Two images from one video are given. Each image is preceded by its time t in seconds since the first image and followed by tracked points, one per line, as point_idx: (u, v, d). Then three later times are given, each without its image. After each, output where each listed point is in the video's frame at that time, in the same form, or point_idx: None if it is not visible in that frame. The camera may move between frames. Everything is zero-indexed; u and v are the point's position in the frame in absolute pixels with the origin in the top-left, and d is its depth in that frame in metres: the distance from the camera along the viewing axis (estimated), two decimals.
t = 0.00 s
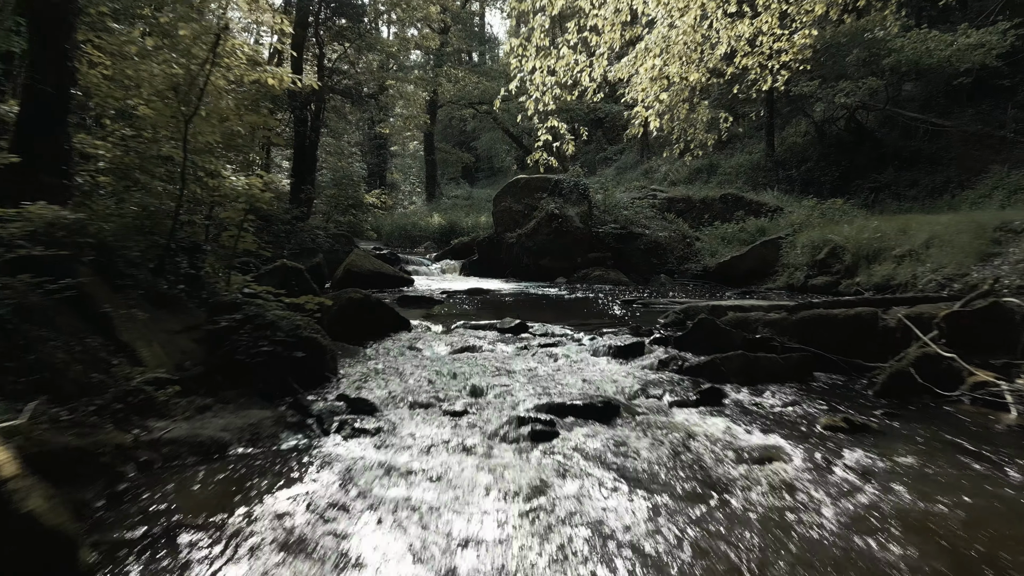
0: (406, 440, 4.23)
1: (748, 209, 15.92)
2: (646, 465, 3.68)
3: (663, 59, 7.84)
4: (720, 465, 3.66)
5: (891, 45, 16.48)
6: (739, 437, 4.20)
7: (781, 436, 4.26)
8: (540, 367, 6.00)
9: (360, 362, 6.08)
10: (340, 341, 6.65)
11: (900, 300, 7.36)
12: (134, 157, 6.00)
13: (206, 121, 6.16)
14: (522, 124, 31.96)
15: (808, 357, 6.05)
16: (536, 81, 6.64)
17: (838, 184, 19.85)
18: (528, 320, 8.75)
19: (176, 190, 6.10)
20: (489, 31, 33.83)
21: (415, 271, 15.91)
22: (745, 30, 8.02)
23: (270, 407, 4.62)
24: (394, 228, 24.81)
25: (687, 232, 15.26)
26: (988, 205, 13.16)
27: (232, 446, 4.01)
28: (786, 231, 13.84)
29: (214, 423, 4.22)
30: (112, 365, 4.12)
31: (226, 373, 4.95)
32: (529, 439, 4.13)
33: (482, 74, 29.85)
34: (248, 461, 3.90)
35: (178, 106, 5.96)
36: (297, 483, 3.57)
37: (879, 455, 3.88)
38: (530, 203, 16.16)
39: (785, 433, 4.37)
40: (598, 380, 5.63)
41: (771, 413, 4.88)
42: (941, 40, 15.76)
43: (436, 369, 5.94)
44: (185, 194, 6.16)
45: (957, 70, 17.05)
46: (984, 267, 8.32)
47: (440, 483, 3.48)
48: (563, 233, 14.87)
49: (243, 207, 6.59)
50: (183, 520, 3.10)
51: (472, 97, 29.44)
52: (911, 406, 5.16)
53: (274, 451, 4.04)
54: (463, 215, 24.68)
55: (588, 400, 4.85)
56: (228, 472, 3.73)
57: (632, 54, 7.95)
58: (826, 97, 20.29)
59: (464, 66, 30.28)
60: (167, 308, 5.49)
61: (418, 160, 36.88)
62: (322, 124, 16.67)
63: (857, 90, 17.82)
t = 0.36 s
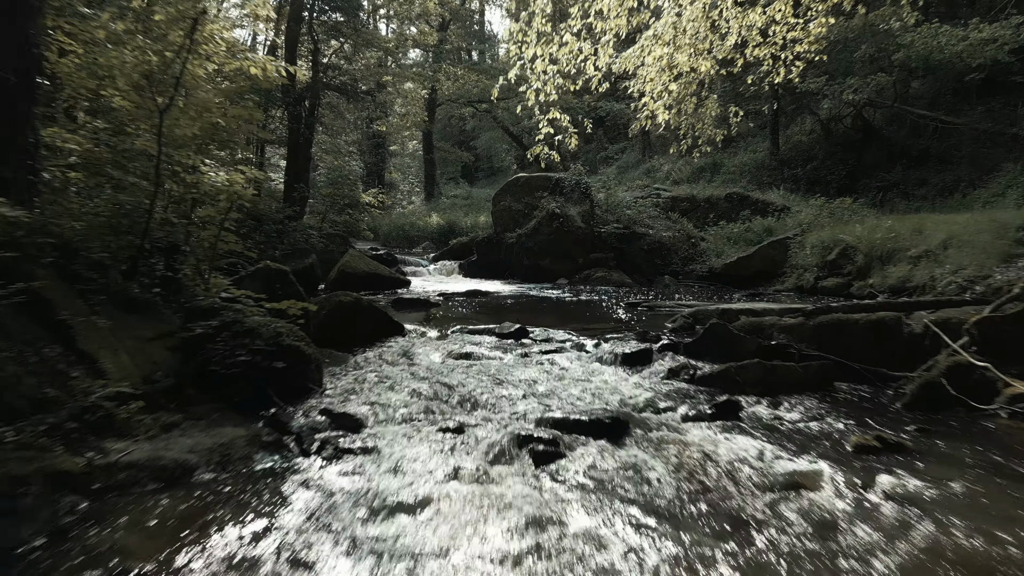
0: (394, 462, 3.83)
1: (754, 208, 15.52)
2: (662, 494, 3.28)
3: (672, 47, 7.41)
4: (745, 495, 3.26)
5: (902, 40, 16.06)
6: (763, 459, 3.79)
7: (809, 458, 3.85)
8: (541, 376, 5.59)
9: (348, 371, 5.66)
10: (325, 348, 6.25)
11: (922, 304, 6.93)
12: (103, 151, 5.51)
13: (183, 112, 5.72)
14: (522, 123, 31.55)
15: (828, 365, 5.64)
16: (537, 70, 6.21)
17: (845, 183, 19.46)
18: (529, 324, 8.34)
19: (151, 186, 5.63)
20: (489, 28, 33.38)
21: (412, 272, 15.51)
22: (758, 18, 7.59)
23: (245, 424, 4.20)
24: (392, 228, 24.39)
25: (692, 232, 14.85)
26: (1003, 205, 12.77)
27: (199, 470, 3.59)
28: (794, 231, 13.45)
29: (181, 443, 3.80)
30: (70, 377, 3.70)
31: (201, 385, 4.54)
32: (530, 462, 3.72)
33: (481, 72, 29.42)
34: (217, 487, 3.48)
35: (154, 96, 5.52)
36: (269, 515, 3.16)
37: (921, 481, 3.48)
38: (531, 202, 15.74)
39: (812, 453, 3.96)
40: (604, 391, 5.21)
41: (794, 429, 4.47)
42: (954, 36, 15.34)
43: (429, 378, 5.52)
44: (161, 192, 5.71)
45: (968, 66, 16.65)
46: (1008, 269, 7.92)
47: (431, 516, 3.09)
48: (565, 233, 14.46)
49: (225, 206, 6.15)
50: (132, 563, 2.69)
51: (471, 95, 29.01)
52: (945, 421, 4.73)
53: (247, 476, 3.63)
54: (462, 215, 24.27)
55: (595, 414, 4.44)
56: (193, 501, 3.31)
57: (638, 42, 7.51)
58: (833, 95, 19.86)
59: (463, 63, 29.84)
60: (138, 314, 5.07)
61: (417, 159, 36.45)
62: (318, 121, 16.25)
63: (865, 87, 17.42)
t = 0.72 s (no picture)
0: (380, 490, 3.41)
1: (761, 208, 15.10)
2: (684, 535, 2.86)
3: (682, 34, 6.98)
4: (779, 534, 2.84)
5: (914, 34, 15.64)
6: (794, 487, 3.37)
7: (845, 486, 3.44)
8: (543, 388, 5.16)
9: (334, 383, 5.24)
10: (307, 355, 5.87)
11: (947, 309, 6.51)
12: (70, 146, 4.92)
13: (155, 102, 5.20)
14: (522, 122, 31.12)
15: (852, 374, 5.22)
16: (538, 56, 5.78)
17: (852, 182, 19.05)
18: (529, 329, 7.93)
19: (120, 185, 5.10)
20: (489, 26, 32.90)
21: (409, 273, 15.08)
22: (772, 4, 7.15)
23: (215, 445, 3.78)
24: (390, 228, 24.00)
25: (696, 232, 14.44)
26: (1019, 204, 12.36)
27: (158, 500, 3.18)
28: (803, 231, 13.03)
29: (140, 468, 3.37)
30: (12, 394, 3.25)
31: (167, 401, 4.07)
32: (532, 491, 3.32)
33: (481, 70, 28.96)
34: (177, 520, 3.07)
35: (123, 85, 5.05)
36: (235, 558, 2.75)
37: (975, 514, 3.07)
38: (531, 201, 15.33)
39: (846, 479, 3.55)
40: (612, 405, 4.79)
41: (823, 449, 4.05)
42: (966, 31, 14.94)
43: (420, 390, 5.10)
44: (130, 188, 5.24)
45: (981, 62, 16.23)
46: None
47: (420, 560, 2.68)
48: (566, 233, 14.04)
49: (201, 204, 5.68)
50: None
51: (471, 94, 28.60)
52: (985, 439, 4.31)
53: (213, 506, 3.22)
54: (461, 214, 23.83)
55: (603, 433, 4.02)
56: (149, 537, 2.90)
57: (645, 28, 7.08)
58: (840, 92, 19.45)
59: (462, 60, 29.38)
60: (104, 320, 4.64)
61: (415, 158, 36.00)
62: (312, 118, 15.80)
63: (874, 83, 17.00)
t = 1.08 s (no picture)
0: (360, 526, 2.97)
1: (767, 207, 14.68)
2: None
3: (693, 20, 6.58)
4: None
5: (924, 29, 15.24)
6: (835, 523, 2.94)
7: (891, 519, 3.01)
8: (546, 401, 4.73)
9: (318, 397, 4.81)
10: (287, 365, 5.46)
11: (977, 314, 6.08)
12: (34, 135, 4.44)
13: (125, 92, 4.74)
14: (523, 120, 30.70)
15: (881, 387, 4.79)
16: (539, 39, 5.39)
17: (859, 181, 18.64)
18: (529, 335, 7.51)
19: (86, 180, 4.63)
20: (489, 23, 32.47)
21: (405, 275, 14.66)
22: None
23: (178, 471, 3.35)
24: (388, 227, 23.59)
25: (702, 232, 14.02)
26: None
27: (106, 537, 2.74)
28: (812, 230, 12.62)
29: (88, 498, 2.94)
30: None
31: (129, 418, 3.61)
32: (535, 527, 2.90)
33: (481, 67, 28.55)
34: (124, 561, 2.63)
35: (89, 72, 4.58)
36: None
37: None
38: (531, 201, 14.91)
39: (893, 511, 3.12)
40: (621, 420, 4.36)
41: (859, 474, 3.62)
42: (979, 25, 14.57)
43: (411, 404, 4.68)
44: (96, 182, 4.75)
45: (992, 57, 15.82)
46: None
47: None
48: (567, 233, 13.62)
49: (177, 199, 5.19)
50: None
51: (470, 92, 28.18)
52: None
53: (169, 545, 2.78)
54: (460, 214, 23.40)
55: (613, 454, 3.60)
56: None
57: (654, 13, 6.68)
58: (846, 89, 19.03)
59: (462, 58, 28.96)
60: (64, 328, 4.19)
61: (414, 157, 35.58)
62: (306, 115, 15.38)
63: (883, 80, 16.60)
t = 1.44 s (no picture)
0: (333, 572, 2.56)
1: (774, 206, 14.27)
2: None
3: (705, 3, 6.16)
4: None
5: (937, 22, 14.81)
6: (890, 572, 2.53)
7: (952, 564, 2.60)
8: (548, 417, 4.33)
9: (299, 412, 4.41)
10: (267, 375, 5.09)
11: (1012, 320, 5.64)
12: None
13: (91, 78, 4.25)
14: (522, 119, 30.29)
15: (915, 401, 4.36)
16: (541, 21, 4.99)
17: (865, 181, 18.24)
18: (529, 340, 7.11)
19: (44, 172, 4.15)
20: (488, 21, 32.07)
21: (401, 276, 14.26)
22: None
23: (130, 504, 2.94)
24: (386, 227, 23.17)
25: (707, 232, 13.61)
26: None
27: None
28: (821, 230, 12.22)
29: (18, 538, 2.48)
30: None
31: (80, 441, 3.19)
32: None
33: (480, 65, 28.14)
34: None
35: (49, 57, 4.09)
36: None
37: None
38: (531, 200, 14.50)
39: (955, 553, 2.70)
40: (631, 439, 3.96)
41: (901, 504, 3.21)
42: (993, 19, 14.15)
43: (398, 421, 4.26)
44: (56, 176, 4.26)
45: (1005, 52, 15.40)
46: None
47: None
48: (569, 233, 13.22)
49: (147, 196, 4.75)
50: None
51: (469, 90, 27.75)
52: None
53: None
54: (459, 214, 22.99)
55: (625, 482, 3.19)
56: None
57: None
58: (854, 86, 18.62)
59: (460, 55, 28.54)
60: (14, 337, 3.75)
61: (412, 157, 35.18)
62: (300, 111, 14.96)
63: (892, 76, 16.19)
